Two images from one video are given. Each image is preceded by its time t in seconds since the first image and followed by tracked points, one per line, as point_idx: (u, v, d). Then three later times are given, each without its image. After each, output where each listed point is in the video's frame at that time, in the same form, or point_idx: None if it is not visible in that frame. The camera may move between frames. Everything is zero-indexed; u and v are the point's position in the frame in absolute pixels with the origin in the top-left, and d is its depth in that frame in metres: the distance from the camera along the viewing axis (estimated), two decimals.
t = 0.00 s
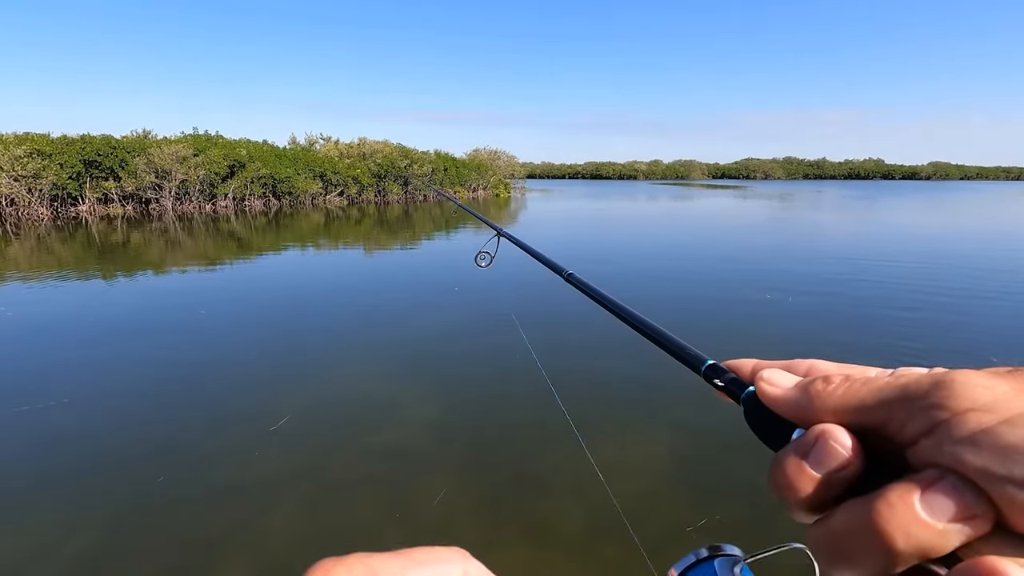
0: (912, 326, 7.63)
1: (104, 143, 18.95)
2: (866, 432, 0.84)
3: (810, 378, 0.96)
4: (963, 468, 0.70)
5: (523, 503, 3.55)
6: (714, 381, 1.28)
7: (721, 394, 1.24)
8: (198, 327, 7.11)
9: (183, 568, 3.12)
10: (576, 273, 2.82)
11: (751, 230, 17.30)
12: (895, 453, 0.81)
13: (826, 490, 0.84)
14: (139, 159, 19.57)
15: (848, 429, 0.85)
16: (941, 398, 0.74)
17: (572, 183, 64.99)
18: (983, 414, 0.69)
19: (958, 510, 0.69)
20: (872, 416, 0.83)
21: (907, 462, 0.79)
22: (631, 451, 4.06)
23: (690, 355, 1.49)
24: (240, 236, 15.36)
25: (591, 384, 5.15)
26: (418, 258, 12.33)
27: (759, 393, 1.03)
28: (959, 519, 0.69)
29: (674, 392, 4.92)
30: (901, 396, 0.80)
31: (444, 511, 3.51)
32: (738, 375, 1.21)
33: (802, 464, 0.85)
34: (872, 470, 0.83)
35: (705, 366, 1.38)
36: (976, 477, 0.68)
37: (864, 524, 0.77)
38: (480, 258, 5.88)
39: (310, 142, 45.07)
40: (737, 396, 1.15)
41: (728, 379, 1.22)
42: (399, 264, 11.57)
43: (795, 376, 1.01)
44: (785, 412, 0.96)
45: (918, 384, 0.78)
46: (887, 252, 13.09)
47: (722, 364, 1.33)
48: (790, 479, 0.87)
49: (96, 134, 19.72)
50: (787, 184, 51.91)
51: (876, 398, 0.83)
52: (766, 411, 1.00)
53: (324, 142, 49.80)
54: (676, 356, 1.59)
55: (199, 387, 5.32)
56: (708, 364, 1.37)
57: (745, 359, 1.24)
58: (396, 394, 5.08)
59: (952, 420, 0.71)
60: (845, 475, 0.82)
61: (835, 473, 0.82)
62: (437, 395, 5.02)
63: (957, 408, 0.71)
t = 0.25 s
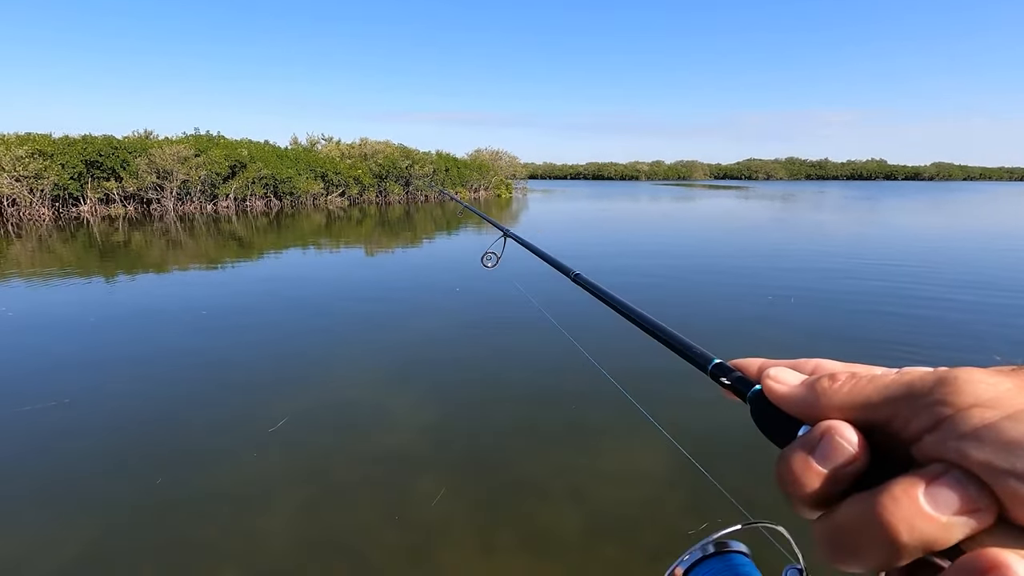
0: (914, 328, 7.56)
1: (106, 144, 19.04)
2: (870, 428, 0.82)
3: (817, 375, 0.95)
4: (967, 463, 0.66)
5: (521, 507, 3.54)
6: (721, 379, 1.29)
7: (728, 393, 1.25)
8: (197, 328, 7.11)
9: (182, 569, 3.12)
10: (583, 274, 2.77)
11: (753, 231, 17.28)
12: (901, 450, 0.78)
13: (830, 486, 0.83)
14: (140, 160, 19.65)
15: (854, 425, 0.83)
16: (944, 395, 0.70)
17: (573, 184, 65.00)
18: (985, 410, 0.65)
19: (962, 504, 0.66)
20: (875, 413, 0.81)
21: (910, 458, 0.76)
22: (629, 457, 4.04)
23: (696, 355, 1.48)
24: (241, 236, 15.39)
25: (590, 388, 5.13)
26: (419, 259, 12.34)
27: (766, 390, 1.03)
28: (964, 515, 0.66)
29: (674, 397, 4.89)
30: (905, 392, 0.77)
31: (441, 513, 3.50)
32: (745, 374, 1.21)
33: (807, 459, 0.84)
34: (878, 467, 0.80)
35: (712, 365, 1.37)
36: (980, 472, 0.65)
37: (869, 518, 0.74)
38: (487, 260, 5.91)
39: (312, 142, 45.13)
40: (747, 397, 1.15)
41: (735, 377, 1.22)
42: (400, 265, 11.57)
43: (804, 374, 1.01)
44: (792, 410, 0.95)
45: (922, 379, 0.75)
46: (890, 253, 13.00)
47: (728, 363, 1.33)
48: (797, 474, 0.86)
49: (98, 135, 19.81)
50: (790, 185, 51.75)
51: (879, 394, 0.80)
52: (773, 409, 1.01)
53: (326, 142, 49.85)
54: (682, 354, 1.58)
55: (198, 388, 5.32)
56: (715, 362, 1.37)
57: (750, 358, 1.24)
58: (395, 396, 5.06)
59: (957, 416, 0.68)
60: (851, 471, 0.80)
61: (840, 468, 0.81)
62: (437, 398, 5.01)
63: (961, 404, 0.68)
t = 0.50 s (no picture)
0: (918, 328, 7.52)
1: (110, 145, 19.14)
2: (881, 413, 0.79)
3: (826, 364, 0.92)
4: (979, 443, 0.65)
5: (521, 509, 3.54)
6: (727, 372, 1.25)
7: (733, 385, 1.23)
8: (200, 328, 7.12)
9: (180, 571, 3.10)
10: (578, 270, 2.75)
11: (756, 231, 17.22)
12: (913, 436, 0.75)
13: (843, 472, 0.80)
14: (145, 160, 19.73)
15: (865, 411, 0.81)
16: (953, 378, 0.69)
17: (577, 185, 64.98)
18: (995, 391, 0.64)
19: (977, 484, 0.64)
20: (884, 399, 0.79)
21: (921, 443, 0.74)
22: (629, 460, 4.02)
23: (699, 347, 1.45)
24: (245, 237, 15.42)
25: (591, 390, 5.12)
26: (421, 260, 12.34)
27: (775, 379, 1.00)
28: (980, 494, 0.64)
29: (675, 400, 4.87)
30: (914, 376, 0.75)
31: (440, 515, 3.50)
32: (751, 366, 1.18)
33: (819, 445, 0.81)
34: (890, 452, 0.78)
35: (715, 358, 1.33)
36: (993, 451, 0.63)
37: (882, 500, 0.72)
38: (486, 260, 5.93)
39: (315, 143, 45.26)
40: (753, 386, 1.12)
41: (741, 369, 1.19)
42: (402, 266, 11.58)
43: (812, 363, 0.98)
44: (801, 399, 0.93)
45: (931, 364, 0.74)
46: (893, 253, 12.94)
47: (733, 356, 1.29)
48: (809, 460, 0.83)
49: (102, 135, 19.93)
50: (794, 185, 51.57)
51: (888, 379, 0.78)
52: (781, 398, 0.98)
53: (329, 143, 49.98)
54: (684, 348, 1.55)
55: (200, 388, 5.33)
56: (718, 354, 1.35)
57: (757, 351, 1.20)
58: (395, 397, 5.06)
59: (968, 399, 0.67)
60: (864, 456, 0.77)
61: (852, 454, 0.78)
62: (438, 400, 4.98)
63: (971, 387, 0.67)
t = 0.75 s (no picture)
0: (924, 330, 7.44)
1: (115, 145, 19.25)
2: (879, 412, 0.78)
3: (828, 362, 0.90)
4: (978, 441, 0.63)
5: (522, 513, 3.52)
6: (728, 370, 1.23)
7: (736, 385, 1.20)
8: (203, 329, 7.14)
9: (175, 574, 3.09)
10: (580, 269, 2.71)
11: (761, 232, 17.14)
12: (910, 432, 0.74)
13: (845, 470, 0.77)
14: (149, 161, 19.82)
15: (865, 409, 0.79)
16: (951, 376, 0.67)
17: (581, 185, 64.93)
18: (993, 390, 0.62)
19: (976, 483, 0.62)
20: (881, 399, 0.77)
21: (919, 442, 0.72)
22: (630, 463, 4.01)
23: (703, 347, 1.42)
24: (248, 237, 15.47)
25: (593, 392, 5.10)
26: (424, 260, 12.34)
27: (776, 379, 0.98)
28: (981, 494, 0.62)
29: (677, 402, 4.84)
30: (910, 374, 0.74)
31: (441, 518, 3.49)
32: (752, 364, 1.16)
33: (820, 444, 0.79)
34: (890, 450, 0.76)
35: (720, 357, 1.31)
36: (990, 450, 0.62)
37: (883, 498, 0.69)
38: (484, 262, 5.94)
39: (320, 143, 45.40)
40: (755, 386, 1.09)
41: (742, 368, 1.16)
42: (405, 266, 11.58)
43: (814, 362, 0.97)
44: (802, 397, 0.91)
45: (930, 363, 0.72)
46: (899, 254, 12.84)
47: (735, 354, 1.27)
48: (811, 459, 0.80)
49: (107, 136, 20.04)
50: (800, 185, 51.30)
51: (887, 377, 0.77)
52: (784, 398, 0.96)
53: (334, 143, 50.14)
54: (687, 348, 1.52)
55: (203, 389, 5.35)
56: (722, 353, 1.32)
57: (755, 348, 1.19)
58: (397, 399, 5.06)
59: (965, 397, 0.65)
60: (864, 455, 0.75)
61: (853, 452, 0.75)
62: (437, 403, 4.97)
63: (968, 385, 0.65)
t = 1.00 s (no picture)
0: (929, 332, 7.35)
1: (120, 145, 19.34)
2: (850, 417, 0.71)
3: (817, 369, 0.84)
4: (934, 446, 0.57)
5: (522, 515, 3.50)
6: (733, 377, 1.24)
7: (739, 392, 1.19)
8: (203, 329, 7.14)
9: None
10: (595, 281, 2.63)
11: (765, 232, 17.01)
12: (880, 437, 0.67)
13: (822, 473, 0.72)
14: (154, 161, 19.89)
15: (839, 416, 0.72)
16: (910, 383, 0.61)
17: (584, 185, 64.82)
18: (948, 396, 0.56)
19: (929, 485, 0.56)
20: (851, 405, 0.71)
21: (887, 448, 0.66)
22: (630, 466, 3.98)
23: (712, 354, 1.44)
24: (252, 237, 15.50)
25: (591, 395, 5.05)
26: (426, 260, 12.31)
27: (766, 390, 0.91)
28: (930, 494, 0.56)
29: (677, 406, 4.78)
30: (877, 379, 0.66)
31: (436, 522, 3.45)
32: (755, 372, 1.14)
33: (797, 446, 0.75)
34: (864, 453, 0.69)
35: (726, 365, 1.33)
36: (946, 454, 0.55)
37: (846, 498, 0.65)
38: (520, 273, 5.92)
39: (324, 143, 45.52)
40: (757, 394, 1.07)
41: (745, 374, 1.17)
42: (407, 266, 11.54)
43: (804, 369, 0.88)
44: (791, 406, 0.84)
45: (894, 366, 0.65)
46: (905, 255, 12.71)
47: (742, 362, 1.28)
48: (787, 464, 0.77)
49: (112, 136, 20.13)
50: (805, 186, 51.05)
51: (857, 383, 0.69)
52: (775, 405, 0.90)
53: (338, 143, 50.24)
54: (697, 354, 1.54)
55: (201, 390, 5.34)
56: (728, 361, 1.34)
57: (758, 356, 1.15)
58: (396, 401, 5.04)
59: (921, 403, 0.58)
60: (840, 457, 0.70)
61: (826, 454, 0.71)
62: (435, 406, 4.93)
63: (925, 391, 0.58)
